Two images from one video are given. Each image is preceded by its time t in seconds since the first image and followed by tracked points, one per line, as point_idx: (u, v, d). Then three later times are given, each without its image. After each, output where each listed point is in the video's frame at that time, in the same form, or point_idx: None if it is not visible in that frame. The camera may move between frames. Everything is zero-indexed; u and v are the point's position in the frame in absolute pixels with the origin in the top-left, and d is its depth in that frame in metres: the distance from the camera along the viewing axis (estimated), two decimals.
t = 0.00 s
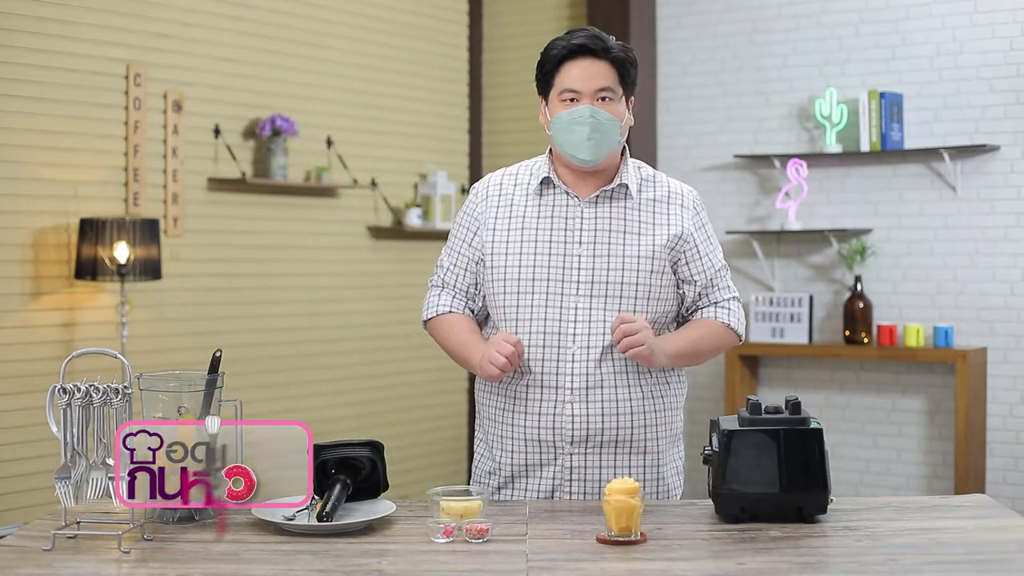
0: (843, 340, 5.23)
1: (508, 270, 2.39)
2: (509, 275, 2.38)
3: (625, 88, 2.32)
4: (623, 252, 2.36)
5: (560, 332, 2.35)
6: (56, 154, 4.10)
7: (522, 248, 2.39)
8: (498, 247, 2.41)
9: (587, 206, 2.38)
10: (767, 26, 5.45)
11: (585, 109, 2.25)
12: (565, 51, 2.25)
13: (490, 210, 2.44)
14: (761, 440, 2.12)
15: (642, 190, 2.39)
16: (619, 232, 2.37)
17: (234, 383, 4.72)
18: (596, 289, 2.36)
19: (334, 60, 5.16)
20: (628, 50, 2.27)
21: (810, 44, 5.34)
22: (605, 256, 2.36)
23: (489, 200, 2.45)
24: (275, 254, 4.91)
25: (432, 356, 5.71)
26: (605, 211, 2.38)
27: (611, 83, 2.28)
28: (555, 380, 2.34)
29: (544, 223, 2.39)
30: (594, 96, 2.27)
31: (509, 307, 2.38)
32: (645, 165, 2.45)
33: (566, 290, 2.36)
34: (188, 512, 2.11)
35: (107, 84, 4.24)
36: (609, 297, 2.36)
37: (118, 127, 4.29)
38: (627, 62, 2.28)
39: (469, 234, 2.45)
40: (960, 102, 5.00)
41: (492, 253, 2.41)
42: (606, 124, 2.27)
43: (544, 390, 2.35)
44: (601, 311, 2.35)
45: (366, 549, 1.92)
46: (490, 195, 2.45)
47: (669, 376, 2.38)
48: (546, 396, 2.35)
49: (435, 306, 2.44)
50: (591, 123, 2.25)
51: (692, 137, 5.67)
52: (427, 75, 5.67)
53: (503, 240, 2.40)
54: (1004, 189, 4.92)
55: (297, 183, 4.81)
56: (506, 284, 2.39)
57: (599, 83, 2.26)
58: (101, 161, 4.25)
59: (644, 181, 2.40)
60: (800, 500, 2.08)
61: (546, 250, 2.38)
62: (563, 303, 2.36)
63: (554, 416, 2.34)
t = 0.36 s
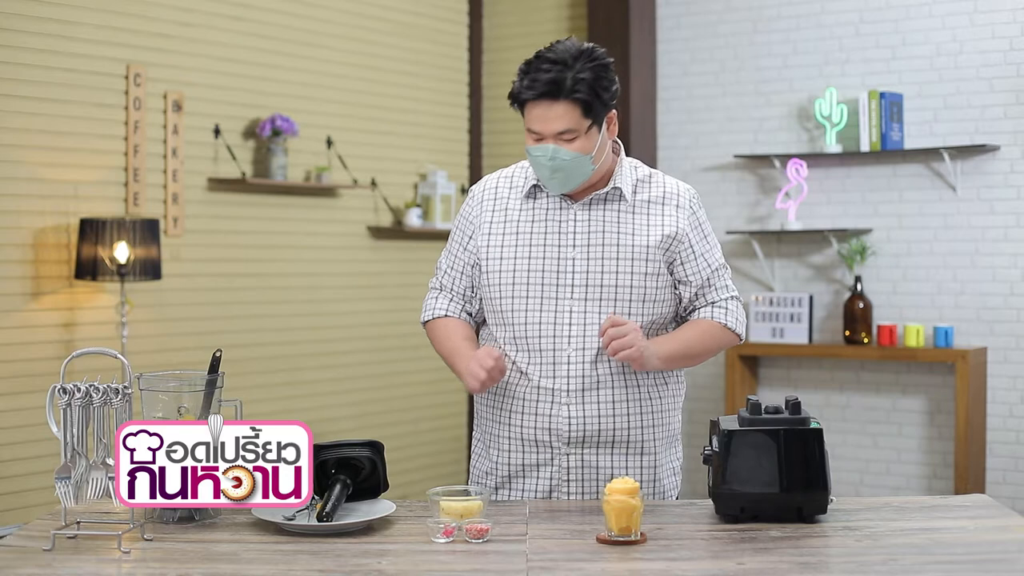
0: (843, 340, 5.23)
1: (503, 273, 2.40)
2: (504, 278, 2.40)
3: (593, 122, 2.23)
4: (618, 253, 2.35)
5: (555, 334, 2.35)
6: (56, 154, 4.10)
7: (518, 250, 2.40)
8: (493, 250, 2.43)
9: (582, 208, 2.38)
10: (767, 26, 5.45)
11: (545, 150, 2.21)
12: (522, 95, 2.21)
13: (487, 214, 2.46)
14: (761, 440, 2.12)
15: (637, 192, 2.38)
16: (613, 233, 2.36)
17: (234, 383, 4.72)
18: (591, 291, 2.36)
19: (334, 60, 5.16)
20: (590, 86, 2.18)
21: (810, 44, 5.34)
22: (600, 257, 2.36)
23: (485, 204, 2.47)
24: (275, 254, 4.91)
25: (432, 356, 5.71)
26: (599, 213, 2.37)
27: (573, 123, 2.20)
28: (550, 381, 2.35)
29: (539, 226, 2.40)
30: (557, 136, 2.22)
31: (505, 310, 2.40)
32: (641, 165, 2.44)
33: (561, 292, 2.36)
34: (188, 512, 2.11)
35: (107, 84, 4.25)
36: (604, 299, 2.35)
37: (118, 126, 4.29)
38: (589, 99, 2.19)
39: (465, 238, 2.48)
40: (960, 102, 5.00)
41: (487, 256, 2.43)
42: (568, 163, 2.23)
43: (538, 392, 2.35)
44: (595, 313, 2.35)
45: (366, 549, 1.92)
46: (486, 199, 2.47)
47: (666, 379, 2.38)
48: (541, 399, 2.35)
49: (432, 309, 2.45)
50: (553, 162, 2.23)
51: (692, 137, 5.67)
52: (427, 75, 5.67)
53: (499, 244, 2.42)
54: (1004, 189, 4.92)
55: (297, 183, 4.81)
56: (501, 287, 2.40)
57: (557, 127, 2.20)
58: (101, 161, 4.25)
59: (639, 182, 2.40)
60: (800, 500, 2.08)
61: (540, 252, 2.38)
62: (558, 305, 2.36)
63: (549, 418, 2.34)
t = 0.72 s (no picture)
0: (843, 340, 5.23)
1: (477, 288, 2.42)
2: (479, 293, 2.41)
3: (542, 135, 2.22)
4: (590, 261, 2.34)
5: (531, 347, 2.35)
6: (56, 154, 4.10)
7: (493, 265, 2.41)
8: (467, 265, 2.44)
9: (553, 218, 2.37)
10: (767, 26, 5.45)
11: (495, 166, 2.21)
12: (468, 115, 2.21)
13: (460, 228, 2.47)
14: (761, 440, 2.12)
15: (604, 194, 2.37)
16: (586, 241, 2.35)
17: (234, 383, 4.72)
18: (566, 302, 2.35)
19: (334, 60, 5.16)
20: (534, 99, 2.16)
21: (810, 44, 5.34)
22: (573, 267, 2.35)
23: (458, 218, 2.48)
24: (275, 254, 4.91)
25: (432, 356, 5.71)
26: (571, 221, 2.36)
27: (520, 139, 2.19)
28: (527, 394, 2.34)
29: (511, 238, 2.40)
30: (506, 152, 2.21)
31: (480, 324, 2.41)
32: (608, 163, 2.41)
33: (535, 304, 2.37)
34: (189, 512, 2.11)
35: (107, 84, 4.25)
36: (579, 309, 2.35)
37: (118, 126, 4.29)
38: (534, 113, 2.18)
39: (439, 254, 2.49)
40: (959, 102, 5.00)
41: (461, 271, 2.44)
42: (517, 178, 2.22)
43: (517, 407, 2.35)
44: (571, 324, 2.35)
45: (366, 549, 1.92)
46: (457, 213, 2.48)
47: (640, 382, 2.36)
48: (522, 413, 2.35)
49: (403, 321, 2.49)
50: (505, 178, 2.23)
51: (692, 137, 5.67)
52: (427, 74, 5.67)
53: (472, 259, 2.43)
54: (1004, 189, 4.92)
55: (297, 183, 4.80)
56: (477, 301, 2.41)
57: (506, 143, 2.20)
58: (101, 162, 4.25)
59: (605, 183, 2.38)
60: (800, 500, 2.09)
61: (513, 265, 2.39)
62: (534, 317, 2.37)
63: (529, 432, 2.34)
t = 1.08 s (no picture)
0: (843, 340, 5.23)
1: (403, 308, 2.47)
2: (405, 314, 2.46)
3: (432, 153, 2.22)
4: (509, 271, 2.38)
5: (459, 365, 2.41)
6: (56, 154, 4.10)
7: (417, 286, 2.45)
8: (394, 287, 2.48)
9: (472, 234, 2.41)
10: (767, 26, 5.45)
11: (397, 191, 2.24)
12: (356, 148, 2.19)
13: (386, 250, 2.51)
14: (761, 440, 2.12)
15: (508, 197, 2.41)
16: (505, 253, 2.39)
17: (235, 383, 4.72)
18: (487, 314, 2.40)
19: (334, 60, 5.16)
20: (415, 122, 2.15)
21: (810, 44, 5.34)
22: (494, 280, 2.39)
23: (381, 241, 2.52)
24: (275, 254, 4.91)
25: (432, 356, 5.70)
26: (488, 234, 2.40)
27: (411, 162, 2.19)
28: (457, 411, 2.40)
29: (434, 255, 2.45)
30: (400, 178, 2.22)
31: (409, 342, 2.46)
32: (513, 166, 2.44)
33: (458, 321, 2.41)
34: (188, 512, 2.11)
35: (107, 84, 4.25)
36: (501, 320, 2.40)
37: (118, 126, 4.29)
38: (417, 136, 2.17)
39: (365, 278, 2.53)
40: (959, 102, 5.00)
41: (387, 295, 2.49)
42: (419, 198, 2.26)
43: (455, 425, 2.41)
44: (495, 336, 2.40)
45: (367, 549, 1.92)
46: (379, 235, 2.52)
47: (567, 389, 2.42)
48: (462, 429, 2.41)
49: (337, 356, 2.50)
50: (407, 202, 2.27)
51: (692, 137, 5.67)
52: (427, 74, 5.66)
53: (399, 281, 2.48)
54: (1004, 189, 4.92)
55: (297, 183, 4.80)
56: (403, 322, 2.46)
57: (398, 170, 2.20)
58: (101, 162, 4.25)
59: (510, 185, 2.42)
60: (799, 500, 2.08)
61: (436, 282, 2.43)
62: (457, 334, 2.41)
63: (470, 446, 2.42)
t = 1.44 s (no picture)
0: (843, 340, 5.23)
1: (346, 320, 2.46)
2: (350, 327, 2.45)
3: (362, 170, 2.21)
4: (448, 278, 2.37)
5: (405, 374, 2.40)
6: (56, 154, 4.10)
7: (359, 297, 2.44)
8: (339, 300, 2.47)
9: (411, 242, 2.40)
10: (767, 26, 5.45)
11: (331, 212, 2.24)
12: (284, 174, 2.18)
13: (327, 262, 2.49)
14: (761, 440, 2.12)
15: (440, 203, 2.39)
16: (443, 259, 2.38)
17: (235, 383, 4.72)
18: (428, 323, 2.39)
19: (334, 60, 5.16)
20: (337, 143, 2.13)
21: (810, 44, 5.35)
22: (434, 288, 2.38)
23: (322, 254, 2.50)
24: (275, 254, 4.91)
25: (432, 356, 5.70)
26: (426, 242, 2.39)
27: (342, 183, 2.19)
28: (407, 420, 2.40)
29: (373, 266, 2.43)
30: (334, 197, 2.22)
31: (355, 355, 2.45)
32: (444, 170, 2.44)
33: (399, 331, 2.40)
34: (189, 512, 2.11)
35: (108, 84, 4.25)
36: (443, 327, 2.39)
37: (117, 126, 4.29)
38: (342, 156, 2.15)
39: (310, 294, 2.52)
40: (959, 102, 5.00)
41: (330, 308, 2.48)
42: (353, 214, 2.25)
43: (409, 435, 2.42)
44: (438, 344, 2.39)
45: (367, 549, 1.92)
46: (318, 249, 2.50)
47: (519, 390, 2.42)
48: (416, 437, 2.42)
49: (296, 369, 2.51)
50: (344, 220, 2.28)
51: (692, 137, 5.67)
52: (427, 74, 5.67)
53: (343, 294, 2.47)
54: (1004, 189, 4.92)
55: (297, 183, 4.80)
56: (348, 335, 2.46)
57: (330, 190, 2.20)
58: (102, 162, 4.25)
59: (441, 189, 2.41)
60: (800, 500, 2.08)
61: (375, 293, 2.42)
62: (399, 343, 2.40)
63: (427, 453, 2.43)
